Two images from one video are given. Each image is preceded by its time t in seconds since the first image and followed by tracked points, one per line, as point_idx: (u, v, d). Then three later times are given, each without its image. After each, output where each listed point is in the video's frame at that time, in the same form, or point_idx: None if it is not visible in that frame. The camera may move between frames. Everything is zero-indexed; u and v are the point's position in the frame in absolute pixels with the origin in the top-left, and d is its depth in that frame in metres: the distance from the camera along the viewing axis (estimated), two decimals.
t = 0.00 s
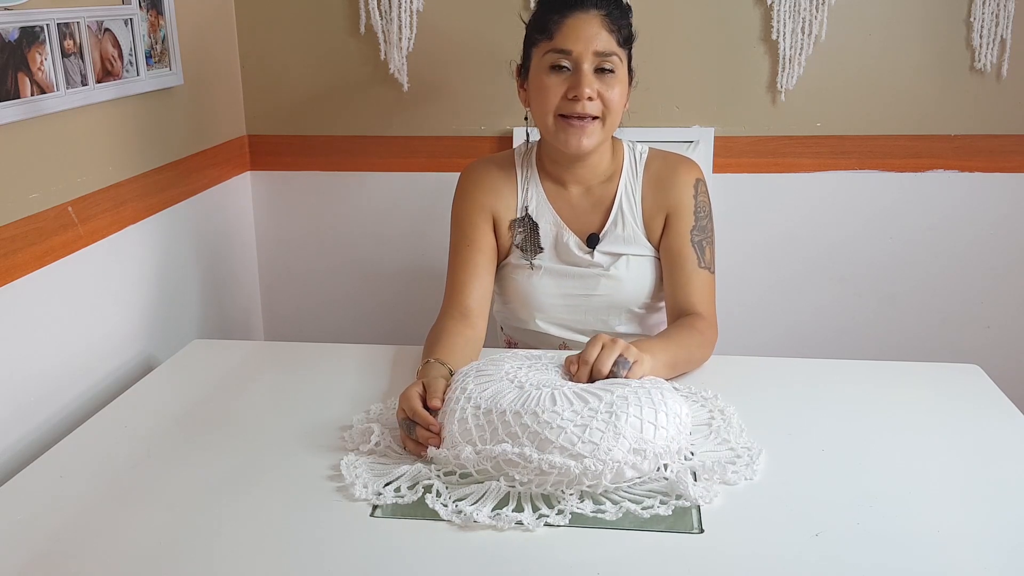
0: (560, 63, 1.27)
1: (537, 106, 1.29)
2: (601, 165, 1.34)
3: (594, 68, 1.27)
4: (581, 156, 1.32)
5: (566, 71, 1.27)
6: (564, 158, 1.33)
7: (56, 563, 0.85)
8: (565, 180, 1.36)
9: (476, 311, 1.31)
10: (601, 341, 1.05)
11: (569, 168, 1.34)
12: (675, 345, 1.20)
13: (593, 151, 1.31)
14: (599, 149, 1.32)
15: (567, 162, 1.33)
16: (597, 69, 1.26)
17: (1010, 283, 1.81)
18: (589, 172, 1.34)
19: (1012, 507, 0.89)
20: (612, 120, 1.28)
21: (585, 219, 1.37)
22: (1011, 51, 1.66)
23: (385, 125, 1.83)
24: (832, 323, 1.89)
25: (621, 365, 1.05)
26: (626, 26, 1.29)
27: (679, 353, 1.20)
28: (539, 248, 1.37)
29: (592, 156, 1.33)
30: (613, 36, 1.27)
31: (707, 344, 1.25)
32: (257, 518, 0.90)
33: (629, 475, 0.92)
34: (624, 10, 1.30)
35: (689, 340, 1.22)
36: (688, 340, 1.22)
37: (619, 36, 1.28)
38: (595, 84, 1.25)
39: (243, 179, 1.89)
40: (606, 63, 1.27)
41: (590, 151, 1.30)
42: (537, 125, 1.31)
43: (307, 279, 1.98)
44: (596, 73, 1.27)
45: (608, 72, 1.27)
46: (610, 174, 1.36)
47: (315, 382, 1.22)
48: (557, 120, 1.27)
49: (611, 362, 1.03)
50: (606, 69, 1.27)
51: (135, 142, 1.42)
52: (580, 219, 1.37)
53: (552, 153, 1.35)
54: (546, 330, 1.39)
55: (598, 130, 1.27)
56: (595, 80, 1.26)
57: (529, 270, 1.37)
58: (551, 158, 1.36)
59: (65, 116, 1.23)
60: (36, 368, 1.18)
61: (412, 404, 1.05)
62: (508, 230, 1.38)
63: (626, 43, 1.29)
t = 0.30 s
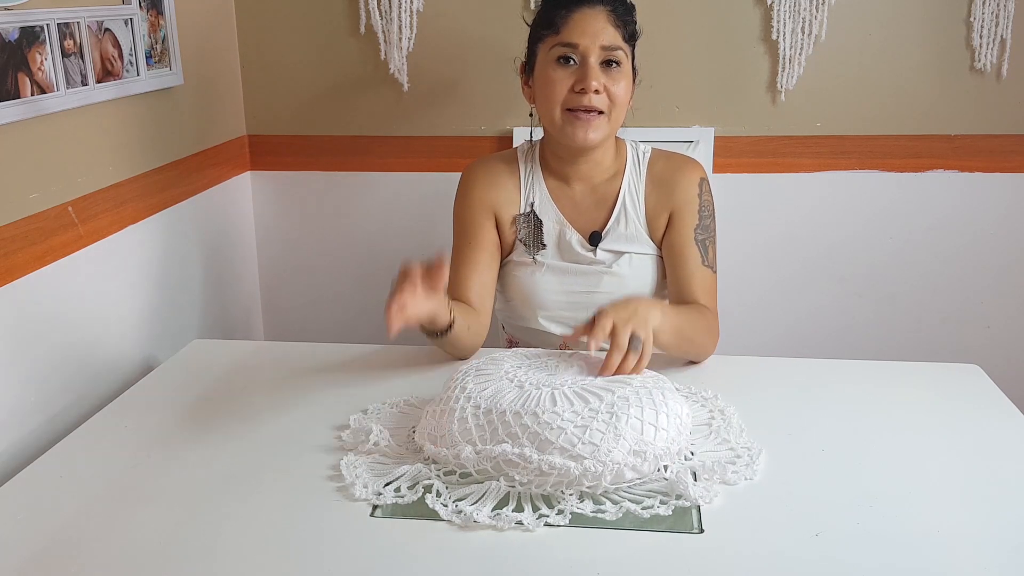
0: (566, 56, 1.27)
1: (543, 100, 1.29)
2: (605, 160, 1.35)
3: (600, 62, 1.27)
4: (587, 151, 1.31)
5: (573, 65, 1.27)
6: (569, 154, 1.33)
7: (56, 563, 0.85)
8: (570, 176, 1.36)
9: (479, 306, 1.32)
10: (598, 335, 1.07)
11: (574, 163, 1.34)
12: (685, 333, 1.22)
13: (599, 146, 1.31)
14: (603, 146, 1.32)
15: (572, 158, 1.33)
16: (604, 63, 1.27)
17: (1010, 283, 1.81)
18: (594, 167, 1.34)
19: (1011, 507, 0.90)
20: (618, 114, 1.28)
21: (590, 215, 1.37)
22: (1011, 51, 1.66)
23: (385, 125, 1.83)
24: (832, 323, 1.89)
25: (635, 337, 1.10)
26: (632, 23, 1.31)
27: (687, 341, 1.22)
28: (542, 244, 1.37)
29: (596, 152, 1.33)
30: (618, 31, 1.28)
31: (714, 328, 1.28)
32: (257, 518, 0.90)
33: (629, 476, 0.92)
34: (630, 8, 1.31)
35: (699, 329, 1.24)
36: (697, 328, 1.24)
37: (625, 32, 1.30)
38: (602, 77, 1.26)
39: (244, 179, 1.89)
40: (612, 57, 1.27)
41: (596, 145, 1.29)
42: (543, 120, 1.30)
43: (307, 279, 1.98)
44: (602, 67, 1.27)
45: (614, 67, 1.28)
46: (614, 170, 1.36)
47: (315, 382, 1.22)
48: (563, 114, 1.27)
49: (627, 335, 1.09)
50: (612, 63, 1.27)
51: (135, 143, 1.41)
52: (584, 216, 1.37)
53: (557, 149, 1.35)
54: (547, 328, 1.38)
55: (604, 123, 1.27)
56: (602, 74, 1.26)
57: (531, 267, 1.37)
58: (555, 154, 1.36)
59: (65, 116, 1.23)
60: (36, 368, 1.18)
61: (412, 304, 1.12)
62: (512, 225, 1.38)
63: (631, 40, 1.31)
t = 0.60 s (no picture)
0: (565, 58, 1.27)
1: (542, 102, 1.29)
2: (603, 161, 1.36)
3: (600, 64, 1.27)
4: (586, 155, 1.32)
5: (572, 67, 1.27)
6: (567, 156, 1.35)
7: (56, 563, 0.85)
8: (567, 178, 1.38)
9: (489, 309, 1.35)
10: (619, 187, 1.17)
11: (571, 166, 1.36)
12: (690, 325, 1.27)
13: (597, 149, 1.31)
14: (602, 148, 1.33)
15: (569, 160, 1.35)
16: (604, 66, 1.27)
17: (1010, 283, 1.81)
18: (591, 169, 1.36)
19: (1013, 508, 0.89)
20: (617, 118, 1.28)
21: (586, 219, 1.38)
22: (1011, 51, 1.66)
23: (385, 125, 1.83)
24: (832, 323, 1.88)
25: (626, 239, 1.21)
26: (632, 25, 1.31)
27: (696, 332, 1.26)
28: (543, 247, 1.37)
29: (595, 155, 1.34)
30: (619, 34, 1.28)
31: (719, 312, 1.31)
32: (257, 518, 0.90)
33: (628, 475, 0.92)
34: (630, 10, 1.31)
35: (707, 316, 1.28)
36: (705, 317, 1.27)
37: (625, 34, 1.29)
38: (601, 81, 1.26)
39: (244, 179, 1.89)
40: (611, 60, 1.27)
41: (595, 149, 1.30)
42: (542, 122, 1.31)
43: (306, 279, 1.98)
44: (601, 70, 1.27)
45: (613, 70, 1.27)
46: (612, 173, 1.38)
47: (315, 382, 1.22)
48: (562, 116, 1.27)
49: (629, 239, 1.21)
50: (611, 66, 1.27)
51: (135, 143, 1.41)
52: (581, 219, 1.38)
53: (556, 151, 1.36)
54: (547, 331, 1.40)
55: (603, 127, 1.27)
56: (601, 77, 1.26)
57: (530, 269, 1.37)
58: (555, 157, 1.37)
59: (65, 116, 1.23)
60: (36, 368, 1.18)
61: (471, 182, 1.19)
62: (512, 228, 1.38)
63: (631, 42, 1.31)
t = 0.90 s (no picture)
0: (564, 61, 1.27)
1: (541, 104, 1.29)
2: (601, 162, 1.36)
3: (598, 67, 1.27)
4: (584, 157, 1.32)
5: (570, 70, 1.27)
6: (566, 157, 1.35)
7: (56, 563, 0.85)
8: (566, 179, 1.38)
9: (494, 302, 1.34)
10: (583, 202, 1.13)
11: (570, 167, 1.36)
12: (691, 326, 1.26)
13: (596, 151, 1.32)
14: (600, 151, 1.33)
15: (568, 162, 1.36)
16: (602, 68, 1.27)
17: (1009, 283, 1.81)
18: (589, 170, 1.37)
19: (1013, 508, 0.89)
20: (615, 121, 1.28)
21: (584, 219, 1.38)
22: (1011, 51, 1.66)
23: (385, 125, 1.83)
24: (832, 323, 1.88)
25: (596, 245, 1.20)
26: (629, 27, 1.31)
27: (696, 333, 1.25)
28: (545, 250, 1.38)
29: (593, 155, 1.34)
30: (616, 36, 1.28)
31: (721, 313, 1.31)
32: (257, 518, 0.90)
33: (628, 475, 0.92)
34: (628, 12, 1.31)
35: (707, 318, 1.27)
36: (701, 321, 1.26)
37: (622, 36, 1.29)
38: (599, 84, 1.25)
39: (244, 179, 1.89)
40: (609, 62, 1.27)
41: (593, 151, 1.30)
42: (541, 124, 1.31)
43: (307, 279, 1.98)
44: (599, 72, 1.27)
45: (611, 72, 1.27)
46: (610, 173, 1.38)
47: (315, 382, 1.22)
48: (561, 120, 1.28)
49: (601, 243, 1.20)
50: (609, 68, 1.27)
51: (135, 143, 1.41)
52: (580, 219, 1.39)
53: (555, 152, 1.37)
54: (547, 331, 1.40)
55: (600, 131, 1.27)
56: (599, 80, 1.26)
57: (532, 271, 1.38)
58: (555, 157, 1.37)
59: (65, 116, 1.23)
60: (36, 368, 1.18)
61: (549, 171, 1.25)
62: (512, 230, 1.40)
63: (629, 43, 1.31)
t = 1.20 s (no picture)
0: (561, 65, 1.27)
1: (539, 109, 1.29)
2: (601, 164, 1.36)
3: (596, 70, 1.27)
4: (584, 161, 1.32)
5: (569, 73, 1.27)
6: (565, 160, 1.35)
7: (57, 563, 0.85)
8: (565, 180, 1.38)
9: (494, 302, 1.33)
10: (572, 246, 1.25)
11: (570, 169, 1.36)
12: (688, 327, 1.27)
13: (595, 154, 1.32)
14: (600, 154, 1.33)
15: (568, 164, 1.35)
16: (599, 72, 1.26)
17: (1009, 282, 1.81)
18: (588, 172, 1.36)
19: (1014, 508, 0.89)
20: (614, 124, 1.28)
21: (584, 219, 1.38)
22: (1011, 51, 1.66)
23: (385, 125, 1.83)
24: (832, 323, 1.88)
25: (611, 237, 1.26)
26: (628, 28, 1.30)
27: (693, 332, 1.26)
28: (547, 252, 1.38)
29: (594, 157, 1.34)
30: (614, 38, 1.27)
31: (723, 310, 1.31)
32: (257, 518, 0.90)
33: (628, 475, 0.92)
34: (627, 13, 1.31)
35: (705, 317, 1.28)
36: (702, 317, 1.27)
37: (621, 38, 1.28)
38: (597, 88, 1.25)
39: (244, 179, 1.89)
40: (607, 64, 1.27)
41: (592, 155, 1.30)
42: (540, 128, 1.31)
43: (307, 279, 1.98)
44: (597, 75, 1.27)
45: (609, 74, 1.27)
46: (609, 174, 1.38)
47: (314, 382, 1.22)
48: (559, 125, 1.28)
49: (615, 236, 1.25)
50: (607, 71, 1.27)
51: (135, 143, 1.41)
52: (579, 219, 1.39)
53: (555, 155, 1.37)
54: (546, 330, 1.39)
55: (599, 135, 1.27)
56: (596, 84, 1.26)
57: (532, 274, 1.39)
58: (555, 160, 1.37)
59: (65, 116, 1.23)
60: (36, 368, 1.18)
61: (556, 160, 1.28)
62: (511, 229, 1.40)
63: (628, 45, 1.30)
